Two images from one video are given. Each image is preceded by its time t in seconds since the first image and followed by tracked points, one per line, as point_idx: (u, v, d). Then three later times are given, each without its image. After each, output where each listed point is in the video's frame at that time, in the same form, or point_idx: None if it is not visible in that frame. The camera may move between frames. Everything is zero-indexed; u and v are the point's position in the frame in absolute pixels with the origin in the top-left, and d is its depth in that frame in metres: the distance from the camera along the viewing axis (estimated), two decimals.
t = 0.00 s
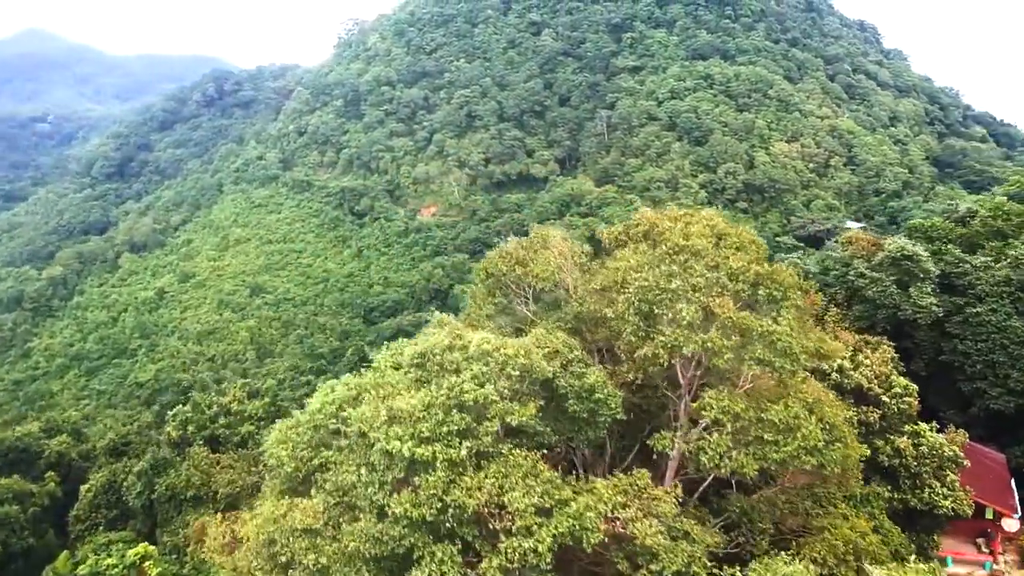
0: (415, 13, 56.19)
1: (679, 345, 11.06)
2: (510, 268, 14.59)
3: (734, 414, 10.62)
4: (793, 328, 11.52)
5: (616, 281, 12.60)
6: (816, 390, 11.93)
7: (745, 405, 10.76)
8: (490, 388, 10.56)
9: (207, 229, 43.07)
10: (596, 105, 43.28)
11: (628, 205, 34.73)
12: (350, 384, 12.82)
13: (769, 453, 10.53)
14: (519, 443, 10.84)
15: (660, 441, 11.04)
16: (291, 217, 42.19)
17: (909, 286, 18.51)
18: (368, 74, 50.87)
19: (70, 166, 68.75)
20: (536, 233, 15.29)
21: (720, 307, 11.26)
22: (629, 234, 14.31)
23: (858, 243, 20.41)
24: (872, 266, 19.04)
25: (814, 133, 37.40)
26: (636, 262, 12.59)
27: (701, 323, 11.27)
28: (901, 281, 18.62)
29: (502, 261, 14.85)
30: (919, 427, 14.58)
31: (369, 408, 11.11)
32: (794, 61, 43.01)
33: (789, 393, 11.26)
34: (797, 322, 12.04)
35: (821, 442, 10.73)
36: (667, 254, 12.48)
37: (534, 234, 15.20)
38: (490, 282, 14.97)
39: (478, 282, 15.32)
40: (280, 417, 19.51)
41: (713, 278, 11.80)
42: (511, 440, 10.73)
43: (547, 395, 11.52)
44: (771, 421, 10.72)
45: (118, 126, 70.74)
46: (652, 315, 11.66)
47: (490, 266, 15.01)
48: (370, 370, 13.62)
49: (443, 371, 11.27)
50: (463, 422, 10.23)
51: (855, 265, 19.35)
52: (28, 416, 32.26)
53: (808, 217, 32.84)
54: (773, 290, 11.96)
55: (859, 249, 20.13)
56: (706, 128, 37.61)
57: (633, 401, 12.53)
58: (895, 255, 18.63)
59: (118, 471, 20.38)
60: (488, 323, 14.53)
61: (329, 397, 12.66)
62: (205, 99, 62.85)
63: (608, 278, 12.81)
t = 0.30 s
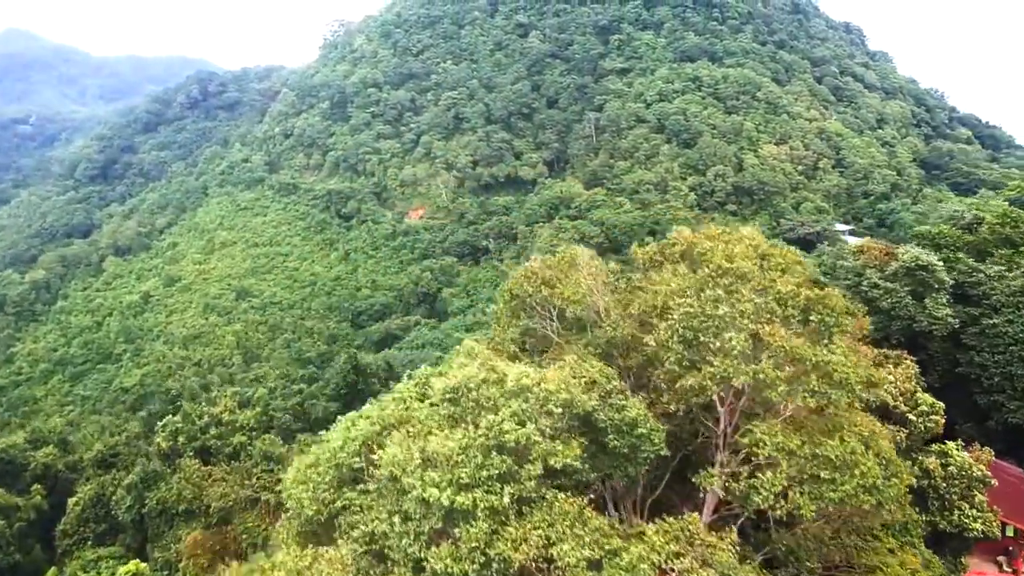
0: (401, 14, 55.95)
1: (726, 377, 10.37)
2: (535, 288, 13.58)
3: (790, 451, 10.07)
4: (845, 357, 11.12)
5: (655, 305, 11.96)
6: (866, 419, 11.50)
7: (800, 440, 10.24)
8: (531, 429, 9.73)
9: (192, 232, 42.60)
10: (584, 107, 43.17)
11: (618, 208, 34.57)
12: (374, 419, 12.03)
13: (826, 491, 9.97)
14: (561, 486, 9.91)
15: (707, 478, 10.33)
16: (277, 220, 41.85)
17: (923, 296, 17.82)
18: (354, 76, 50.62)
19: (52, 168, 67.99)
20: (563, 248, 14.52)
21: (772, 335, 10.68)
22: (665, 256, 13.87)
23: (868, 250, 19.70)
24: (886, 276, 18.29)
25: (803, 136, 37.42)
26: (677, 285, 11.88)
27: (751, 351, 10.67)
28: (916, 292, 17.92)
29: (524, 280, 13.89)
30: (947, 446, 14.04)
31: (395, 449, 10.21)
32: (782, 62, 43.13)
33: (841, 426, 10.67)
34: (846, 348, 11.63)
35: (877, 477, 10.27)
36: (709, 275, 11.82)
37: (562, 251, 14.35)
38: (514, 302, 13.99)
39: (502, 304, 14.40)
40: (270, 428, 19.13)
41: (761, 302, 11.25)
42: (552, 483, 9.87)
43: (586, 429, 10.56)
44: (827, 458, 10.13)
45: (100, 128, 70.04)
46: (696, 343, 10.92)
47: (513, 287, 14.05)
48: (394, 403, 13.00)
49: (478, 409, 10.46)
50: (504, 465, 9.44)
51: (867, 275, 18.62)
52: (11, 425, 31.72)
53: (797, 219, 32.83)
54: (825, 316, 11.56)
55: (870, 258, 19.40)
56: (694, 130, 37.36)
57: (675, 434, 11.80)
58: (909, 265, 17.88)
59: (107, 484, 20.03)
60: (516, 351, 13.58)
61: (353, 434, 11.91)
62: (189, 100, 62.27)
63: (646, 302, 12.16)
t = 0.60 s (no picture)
0: (383, 16, 55.60)
1: (780, 413, 9.64)
2: (560, 314, 13.28)
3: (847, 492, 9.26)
4: (907, 388, 10.21)
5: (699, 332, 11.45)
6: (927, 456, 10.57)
7: (858, 481, 9.35)
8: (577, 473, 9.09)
9: (173, 235, 41.99)
10: (569, 109, 42.95)
11: (603, 211, 34.38)
12: (394, 456, 11.73)
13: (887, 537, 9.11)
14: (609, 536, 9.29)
15: (761, 522, 9.63)
16: (260, 223, 41.42)
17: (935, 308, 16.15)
18: (337, 77, 50.38)
19: (29, 171, 67.07)
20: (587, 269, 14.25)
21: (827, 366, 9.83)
22: (700, 275, 13.62)
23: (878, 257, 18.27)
24: (893, 287, 16.73)
25: (787, 137, 37.26)
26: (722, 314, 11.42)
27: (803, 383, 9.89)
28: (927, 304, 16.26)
29: (548, 303, 13.59)
30: (970, 464, 12.11)
31: (426, 501, 9.45)
32: (765, 65, 43.36)
33: (905, 463, 9.77)
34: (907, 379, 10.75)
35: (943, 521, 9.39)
36: (756, 302, 11.42)
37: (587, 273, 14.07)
38: (537, 327, 13.75)
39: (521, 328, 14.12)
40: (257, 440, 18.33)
41: (811, 330, 10.62)
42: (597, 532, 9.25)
43: (630, 475, 10.16)
44: (889, 500, 9.30)
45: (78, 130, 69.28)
46: (745, 374, 10.31)
47: (537, 311, 13.78)
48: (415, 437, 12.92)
49: (512, 451, 9.79)
50: (549, 516, 8.81)
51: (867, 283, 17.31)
52: None
53: (783, 221, 32.69)
54: (881, 344, 10.70)
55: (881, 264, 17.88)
56: (680, 132, 36.81)
57: (722, 469, 11.31)
58: (922, 274, 16.17)
59: (91, 498, 19.60)
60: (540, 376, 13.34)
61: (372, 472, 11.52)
62: (170, 102, 61.61)
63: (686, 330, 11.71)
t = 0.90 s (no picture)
0: (366, 17, 55.22)
1: (844, 457, 8.61)
2: (592, 339, 11.78)
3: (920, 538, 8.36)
4: (972, 426, 9.43)
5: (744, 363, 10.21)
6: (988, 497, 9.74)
7: (926, 527, 8.49)
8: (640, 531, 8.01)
9: (155, 238, 41.35)
10: (553, 111, 42.74)
11: (588, 214, 34.21)
12: (421, 500, 10.24)
13: None
14: None
15: None
16: (242, 226, 40.94)
17: (948, 320, 15.43)
18: (319, 79, 50.02)
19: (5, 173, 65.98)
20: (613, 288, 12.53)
21: (895, 402, 8.98)
22: (742, 300, 11.28)
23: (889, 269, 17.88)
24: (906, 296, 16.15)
25: (772, 139, 37.31)
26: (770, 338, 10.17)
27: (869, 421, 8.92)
28: (937, 317, 15.56)
29: (576, 328, 12.13)
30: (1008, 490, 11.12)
31: (466, 561, 8.13)
32: (748, 66, 43.48)
33: (974, 506, 8.89)
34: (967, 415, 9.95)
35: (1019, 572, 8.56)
36: (810, 329, 9.97)
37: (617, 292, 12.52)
38: (565, 354, 12.17)
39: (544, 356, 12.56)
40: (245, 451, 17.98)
41: (872, 362, 9.56)
42: None
43: (682, 525, 9.04)
44: (959, 546, 8.46)
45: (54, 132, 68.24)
46: (803, 413, 9.16)
47: (564, 337, 12.24)
48: (440, 478, 11.00)
49: (559, 502, 8.54)
50: None
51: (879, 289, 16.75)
52: None
53: (769, 223, 32.95)
54: (944, 379, 9.94)
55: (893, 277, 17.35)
56: (665, 135, 36.62)
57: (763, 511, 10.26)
58: (933, 284, 15.66)
59: (74, 512, 19.12)
60: (573, 410, 11.76)
61: (400, 520, 10.10)
62: (149, 104, 60.87)
63: (730, 359, 10.46)
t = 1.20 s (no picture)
0: (349, 18, 54.88)
1: (922, 507, 7.77)
2: (630, 372, 10.51)
3: None
4: None
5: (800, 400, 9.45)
6: None
7: None
8: None
9: (136, 241, 40.67)
10: (538, 113, 42.42)
11: (575, 216, 33.98)
12: (453, 554, 8.64)
13: None
14: None
15: None
16: (225, 230, 40.46)
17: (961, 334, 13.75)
18: (302, 81, 49.58)
19: None
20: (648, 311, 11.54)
21: (977, 448, 8.11)
22: (793, 329, 10.62)
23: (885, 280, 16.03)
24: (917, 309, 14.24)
25: (758, 142, 37.30)
26: (830, 375, 9.33)
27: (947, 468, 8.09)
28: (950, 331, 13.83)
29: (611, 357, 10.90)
30: None
31: None
32: (733, 68, 43.58)
33: None
34: None
35: None
36: (874, 365, 9.33)
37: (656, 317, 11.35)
38: (596, 387, 10.92)
39: (573, 387, 11.37)
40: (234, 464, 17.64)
41: (946, 403, 8.72)
42: None
43: None
44: None
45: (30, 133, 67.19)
46: (870, 457, 8.36)
47: (596, 367, 10.97)
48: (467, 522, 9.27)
49: (619, 569, 7.30)
50: None
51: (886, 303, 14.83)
52: None
53: (755, 226, 33.12)
54: None
55: (895, 286, 15.50)
56: (651, 136, 36.49)
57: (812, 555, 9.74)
58: (949, 296, 14.00)
59: (57, 527, 18.58)
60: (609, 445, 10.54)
61: None
62: (130, 105, 60.09)
63: (786, 398, 9.62)
